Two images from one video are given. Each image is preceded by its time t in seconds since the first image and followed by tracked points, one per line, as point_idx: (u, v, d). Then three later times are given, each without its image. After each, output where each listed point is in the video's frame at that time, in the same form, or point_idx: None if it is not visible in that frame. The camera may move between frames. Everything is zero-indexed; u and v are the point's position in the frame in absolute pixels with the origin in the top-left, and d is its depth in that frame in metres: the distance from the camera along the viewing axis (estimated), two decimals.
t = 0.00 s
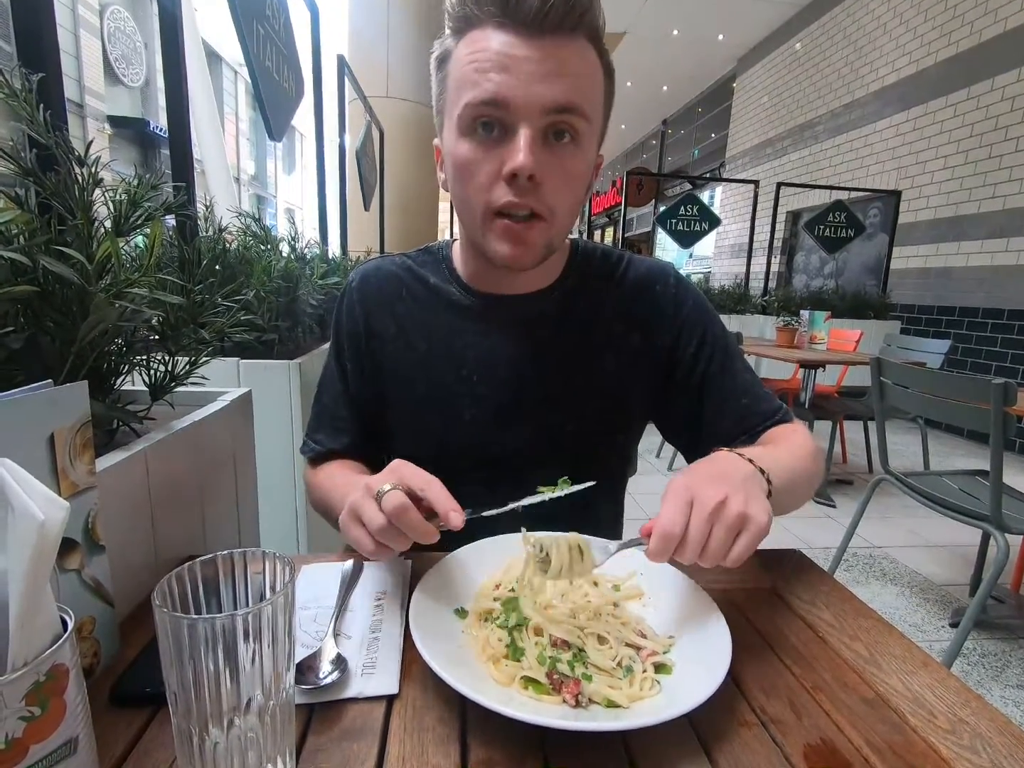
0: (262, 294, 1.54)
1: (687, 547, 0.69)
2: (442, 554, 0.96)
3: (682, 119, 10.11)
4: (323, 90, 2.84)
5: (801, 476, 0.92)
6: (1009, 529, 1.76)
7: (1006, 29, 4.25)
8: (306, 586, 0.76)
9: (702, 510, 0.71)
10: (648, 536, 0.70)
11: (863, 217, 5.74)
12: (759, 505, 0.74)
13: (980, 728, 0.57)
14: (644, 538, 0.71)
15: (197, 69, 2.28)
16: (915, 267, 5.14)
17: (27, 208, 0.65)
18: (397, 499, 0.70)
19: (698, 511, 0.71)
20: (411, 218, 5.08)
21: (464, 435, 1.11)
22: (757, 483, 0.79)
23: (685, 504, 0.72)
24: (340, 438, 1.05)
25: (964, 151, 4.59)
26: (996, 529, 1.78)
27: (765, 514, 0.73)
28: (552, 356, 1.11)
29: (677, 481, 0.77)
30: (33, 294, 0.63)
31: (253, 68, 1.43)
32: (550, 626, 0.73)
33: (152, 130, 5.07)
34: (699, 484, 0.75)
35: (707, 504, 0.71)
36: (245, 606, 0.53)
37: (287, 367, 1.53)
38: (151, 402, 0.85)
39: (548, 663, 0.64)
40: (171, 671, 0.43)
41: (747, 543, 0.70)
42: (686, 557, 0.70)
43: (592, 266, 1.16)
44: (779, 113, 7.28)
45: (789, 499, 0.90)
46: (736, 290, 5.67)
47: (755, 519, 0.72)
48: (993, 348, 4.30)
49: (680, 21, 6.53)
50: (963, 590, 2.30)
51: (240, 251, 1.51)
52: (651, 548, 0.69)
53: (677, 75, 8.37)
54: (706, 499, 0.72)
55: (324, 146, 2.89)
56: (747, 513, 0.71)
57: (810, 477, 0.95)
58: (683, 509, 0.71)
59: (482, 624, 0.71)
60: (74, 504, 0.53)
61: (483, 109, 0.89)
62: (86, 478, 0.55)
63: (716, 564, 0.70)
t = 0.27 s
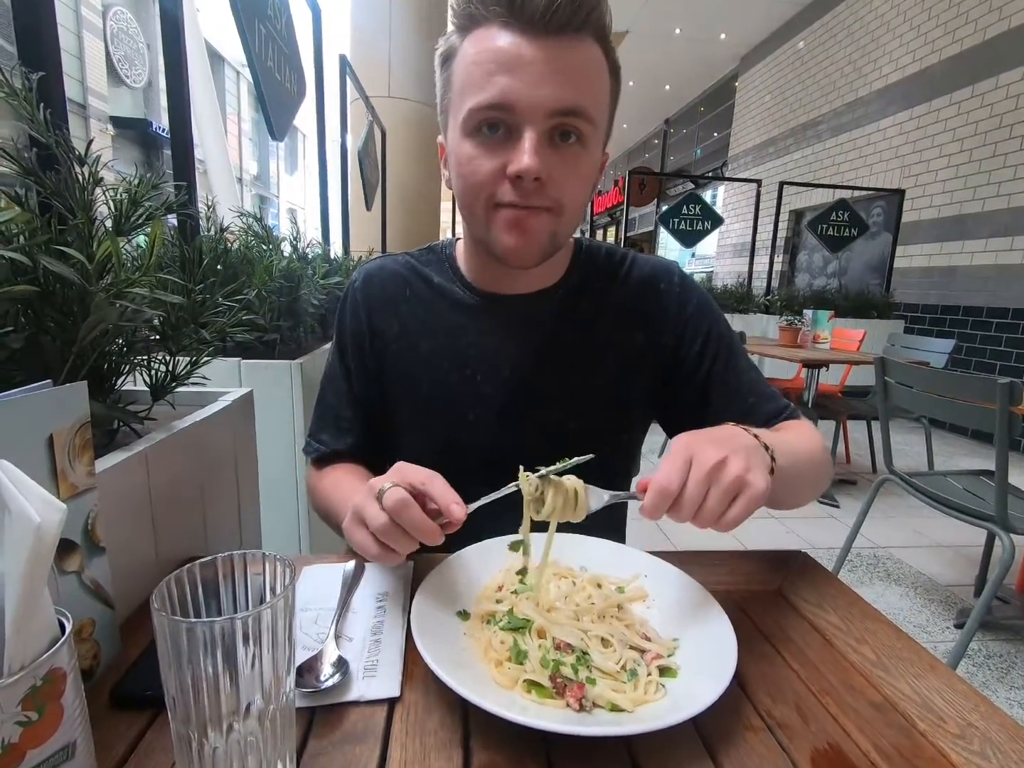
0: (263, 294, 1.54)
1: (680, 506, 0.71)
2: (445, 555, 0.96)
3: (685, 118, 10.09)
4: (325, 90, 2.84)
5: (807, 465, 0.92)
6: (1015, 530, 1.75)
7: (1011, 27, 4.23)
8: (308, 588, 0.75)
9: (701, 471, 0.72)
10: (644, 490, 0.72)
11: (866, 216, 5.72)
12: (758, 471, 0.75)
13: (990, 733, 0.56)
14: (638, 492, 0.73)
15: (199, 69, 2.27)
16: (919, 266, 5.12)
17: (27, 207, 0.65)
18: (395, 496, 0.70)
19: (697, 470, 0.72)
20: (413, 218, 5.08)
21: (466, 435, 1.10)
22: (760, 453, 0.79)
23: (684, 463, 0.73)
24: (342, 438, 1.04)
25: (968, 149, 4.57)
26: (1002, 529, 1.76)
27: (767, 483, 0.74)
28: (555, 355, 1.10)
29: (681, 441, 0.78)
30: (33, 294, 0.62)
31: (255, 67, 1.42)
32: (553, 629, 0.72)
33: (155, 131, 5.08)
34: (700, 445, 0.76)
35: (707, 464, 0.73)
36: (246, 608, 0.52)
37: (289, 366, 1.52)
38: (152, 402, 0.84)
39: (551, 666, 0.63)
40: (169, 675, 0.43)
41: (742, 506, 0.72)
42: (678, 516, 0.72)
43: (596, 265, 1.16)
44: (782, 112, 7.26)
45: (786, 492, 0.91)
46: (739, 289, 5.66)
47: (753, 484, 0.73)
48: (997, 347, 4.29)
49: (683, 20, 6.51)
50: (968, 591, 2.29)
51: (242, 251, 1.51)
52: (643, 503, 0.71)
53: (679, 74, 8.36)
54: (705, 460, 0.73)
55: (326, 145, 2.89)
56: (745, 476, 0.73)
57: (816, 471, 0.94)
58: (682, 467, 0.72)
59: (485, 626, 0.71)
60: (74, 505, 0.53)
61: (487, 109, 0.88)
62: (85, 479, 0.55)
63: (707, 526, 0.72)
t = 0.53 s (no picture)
0: (265, 294, 1.53)
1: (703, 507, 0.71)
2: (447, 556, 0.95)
3: (687, 118, 10.07)
4: (327, 90, 2.84)
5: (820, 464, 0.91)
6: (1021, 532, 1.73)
7: (1015, 26, 4.20)
8: (308, 590, 0.75)
9: (724, 472, 0.72)
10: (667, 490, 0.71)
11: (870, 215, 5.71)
12: (781, 474, 0.74)
13: (1000, 739, 0.55)
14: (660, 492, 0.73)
15: (201, 68, 2.27)
16: (922, 266, 5.10)
17: (27, 206, 0.64)
18: (372, 504, 0.69)
19: (719, 470, 0.72)
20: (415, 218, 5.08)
21: (468, 435, 1.10)
22: (781, 455, 0.79)
23: (708, 464, 0.73)
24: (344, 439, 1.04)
25: (972, 149, 4.55)
26: (1006, 531, 1.75)
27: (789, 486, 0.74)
28: (558, 355, 1.10)
29: (703, 440, 0.78)
30: (32, 294, 0.61)
31: (256, 66, 1.42)
32: (557, 632, 0.71)
33: (157, 131, 5.09)
34: (723, 444, 0.75)
35: (731, 466, 0.72)
36: (246, 611, 0.52)
37: (291, 366, 1.52)
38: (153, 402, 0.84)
39: (555, 670, 0.63)
40: (168, 679, 0.42)
41: (764, 508, 0.71)
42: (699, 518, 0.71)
43: (600, 265, 1.15)
44: (785, 112, 7.24)
45: (800, 493, 0.90)
46: (742, 289, 5.64)
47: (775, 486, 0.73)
48: (1001, 348, 4.27)
49: (685, 19, 6.50)
50: (972, 593, 2.27)
51: (244, 251, 1.50)
52: (665, 504, 0.70)
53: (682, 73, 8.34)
54: (730, 461, 0.73)
55: (328, 146, 2.88)
56: (769, 479, 0.72)
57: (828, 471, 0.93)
58: (704, 467, 0.72)
59: (488, 630, 0.70)
60: (73, 506, 0.53)
61: (492, 119, 0.87)
62: (85, 480, 0.54)
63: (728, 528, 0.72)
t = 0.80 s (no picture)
0: (269, 293, 1.53)
1: (717, 524, 0.69)
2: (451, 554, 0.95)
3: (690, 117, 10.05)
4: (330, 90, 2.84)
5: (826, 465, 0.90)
6: None
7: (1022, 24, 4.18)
8: (312, 588, 0.75)
9: (729, 486, 0.71)
10: (674, 513, 0.71)
11: (874, 214, 5.68)
12: (788, 482, 0.74)
13: (1007, 741, 0.55)
14: (667, 517, 0.72)
15: (205, 68, 2.27)
16: (928, 265, 5.08)
17: (32, 206, 0.64)
18: (406, 502, 0.69)
19: (721, 485, 0.72)
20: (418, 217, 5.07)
21: (472, 434, 1.10)
22: (781, 464, 0.79)
23: (710, 481, 0.72)
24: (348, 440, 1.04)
25: (978, 148, 4.53)
26: (1012, 532, 1.74)
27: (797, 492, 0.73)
28: (561, 354, 1.10)
29: (703, 458, 0.78)
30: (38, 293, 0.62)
31: (260, 67, 1.42)
32: (560, 631, 0.71)
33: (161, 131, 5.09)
34: (722, 460, 0.75)
35: (733, 479, 0.72)
36: (250, 610, 0.52)
37: (294, 368, 1.52)
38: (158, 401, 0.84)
39: (558, 669, 0.63)
40: (172, 676, 0.42)
41: (780, 517, 0.70)
42: (716, 538, 0.69)
43: (604, 264, 1.15)
44: (789, 110, 7.21)
45: (811, 494, 0.89)
46: (746, 288, 5.63)
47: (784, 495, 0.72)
48: (1006, 347, 4.25)
49: (689, 18, 6.48)
50: (978, 594, 2.26)
51: (248, 250, 1.50)
52: (674, 526, 0.70)
53: (686, 72, 8.32)
54: (732, 475, 0.73)
55: (331, 145, 2.88)
56: (776, 488, 0.72)
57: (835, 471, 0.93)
58: (705, 485, 0.72)
59: (491, 629, 0.70)
60: (78, 505, 0.53)
61: (494, 135, 0.86)
62: (90, 478, 0.54)
63: (745, 545, 0.70)
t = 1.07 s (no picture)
0: (272, 293, 1.54)
1: (712, 503, 0.69)
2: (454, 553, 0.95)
3: (693, 117, 10.03)
4: (333, 90, 2.84)
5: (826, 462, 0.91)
6: None
7: None
8: (315, 587, 0.75)
9: (725, 466, 0.72)
10: (669, 490, 0.71)
11: (878, 213, 5.66)
12: (782, 464, 0.74)
13: (1010, 741, 0.55)
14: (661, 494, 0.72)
15: (209, 68, 2.28)
16: (932, 265, 5.06)
17: (38, 207, 0.65)
18: (446, 548, 0.67)
19: (717, 465, 0.71)
20: (421, 217, 5.08)
21: (475, 434, 1.10)
22: (776, 448, 0.79)
23: (706, 459, 0.72)
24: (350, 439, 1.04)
25: (982, 146, 4.51)
26: (1017, 532, 1.73)
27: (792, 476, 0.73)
28: (563, 353, 1.10)
29: (699, 437, 0.77)
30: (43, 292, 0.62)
31: (264, 68, 1.42)
32: (562, 630, 0.71)
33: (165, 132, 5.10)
34: (719, 440, 0.75)
35: (730, 459, 0.72)
36: (254, 609, 0.52)
37: (297, 367, 1.52)
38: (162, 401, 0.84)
39: (560, 668, 0.63)
40: (177, 674, 0.42)
41: (774, 498, 0.70)
42: (710, 516, 0.69)
43: (606, 263, 1.15)
44: (792, 109, 7.20)
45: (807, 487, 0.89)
46: (749, 288, 5.62)
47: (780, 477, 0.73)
48: (1011, 347, 4.23)
49: (692, 17, 6.47)
50: (982, 594, 2.26)
51: (251, 250, 1.51)
52: (669, 503, 0.70)
53: (689, 71, 8.31)
54: (728, 454, 0.73)
55: (334, 145, 2.89)
56: (772, 469, 0.72)
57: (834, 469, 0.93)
58: (702, 465, 0.72)
59: (494, 628, 0.70)
60: (83, 504, 0.53)
61: (494, 134, 0.86)
62: (95, 478, 0.55)
63: (738, 524, 0.70)
